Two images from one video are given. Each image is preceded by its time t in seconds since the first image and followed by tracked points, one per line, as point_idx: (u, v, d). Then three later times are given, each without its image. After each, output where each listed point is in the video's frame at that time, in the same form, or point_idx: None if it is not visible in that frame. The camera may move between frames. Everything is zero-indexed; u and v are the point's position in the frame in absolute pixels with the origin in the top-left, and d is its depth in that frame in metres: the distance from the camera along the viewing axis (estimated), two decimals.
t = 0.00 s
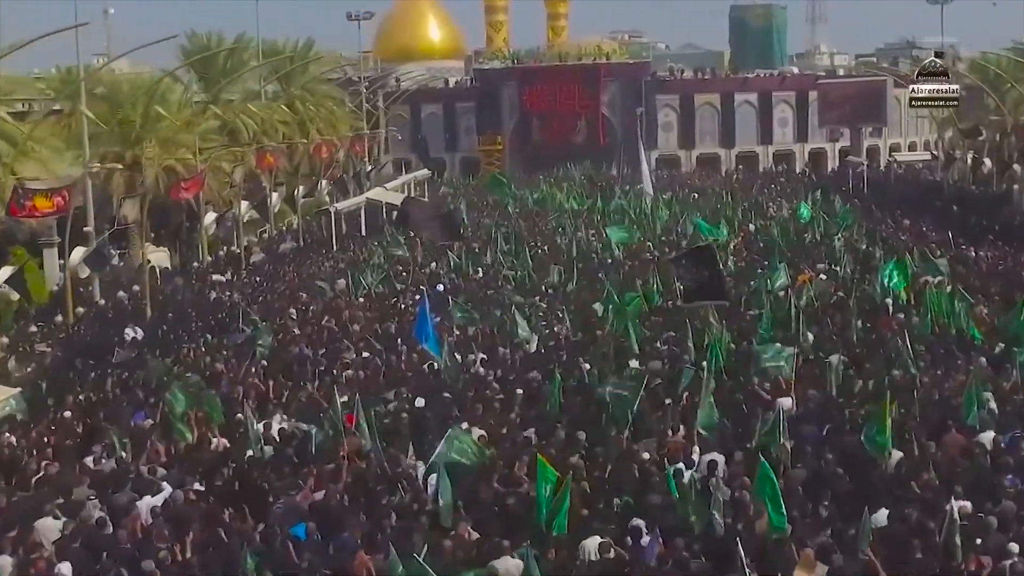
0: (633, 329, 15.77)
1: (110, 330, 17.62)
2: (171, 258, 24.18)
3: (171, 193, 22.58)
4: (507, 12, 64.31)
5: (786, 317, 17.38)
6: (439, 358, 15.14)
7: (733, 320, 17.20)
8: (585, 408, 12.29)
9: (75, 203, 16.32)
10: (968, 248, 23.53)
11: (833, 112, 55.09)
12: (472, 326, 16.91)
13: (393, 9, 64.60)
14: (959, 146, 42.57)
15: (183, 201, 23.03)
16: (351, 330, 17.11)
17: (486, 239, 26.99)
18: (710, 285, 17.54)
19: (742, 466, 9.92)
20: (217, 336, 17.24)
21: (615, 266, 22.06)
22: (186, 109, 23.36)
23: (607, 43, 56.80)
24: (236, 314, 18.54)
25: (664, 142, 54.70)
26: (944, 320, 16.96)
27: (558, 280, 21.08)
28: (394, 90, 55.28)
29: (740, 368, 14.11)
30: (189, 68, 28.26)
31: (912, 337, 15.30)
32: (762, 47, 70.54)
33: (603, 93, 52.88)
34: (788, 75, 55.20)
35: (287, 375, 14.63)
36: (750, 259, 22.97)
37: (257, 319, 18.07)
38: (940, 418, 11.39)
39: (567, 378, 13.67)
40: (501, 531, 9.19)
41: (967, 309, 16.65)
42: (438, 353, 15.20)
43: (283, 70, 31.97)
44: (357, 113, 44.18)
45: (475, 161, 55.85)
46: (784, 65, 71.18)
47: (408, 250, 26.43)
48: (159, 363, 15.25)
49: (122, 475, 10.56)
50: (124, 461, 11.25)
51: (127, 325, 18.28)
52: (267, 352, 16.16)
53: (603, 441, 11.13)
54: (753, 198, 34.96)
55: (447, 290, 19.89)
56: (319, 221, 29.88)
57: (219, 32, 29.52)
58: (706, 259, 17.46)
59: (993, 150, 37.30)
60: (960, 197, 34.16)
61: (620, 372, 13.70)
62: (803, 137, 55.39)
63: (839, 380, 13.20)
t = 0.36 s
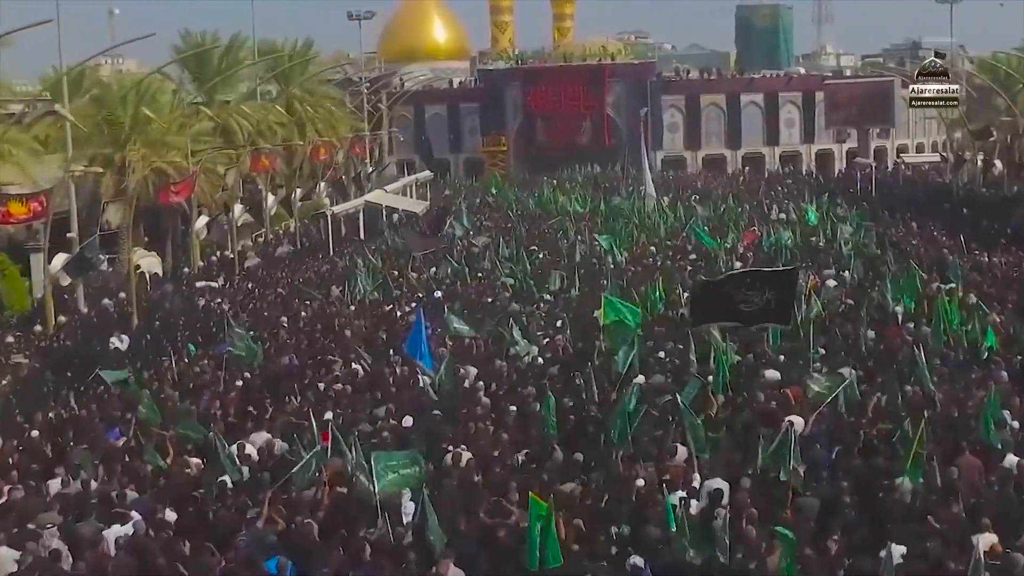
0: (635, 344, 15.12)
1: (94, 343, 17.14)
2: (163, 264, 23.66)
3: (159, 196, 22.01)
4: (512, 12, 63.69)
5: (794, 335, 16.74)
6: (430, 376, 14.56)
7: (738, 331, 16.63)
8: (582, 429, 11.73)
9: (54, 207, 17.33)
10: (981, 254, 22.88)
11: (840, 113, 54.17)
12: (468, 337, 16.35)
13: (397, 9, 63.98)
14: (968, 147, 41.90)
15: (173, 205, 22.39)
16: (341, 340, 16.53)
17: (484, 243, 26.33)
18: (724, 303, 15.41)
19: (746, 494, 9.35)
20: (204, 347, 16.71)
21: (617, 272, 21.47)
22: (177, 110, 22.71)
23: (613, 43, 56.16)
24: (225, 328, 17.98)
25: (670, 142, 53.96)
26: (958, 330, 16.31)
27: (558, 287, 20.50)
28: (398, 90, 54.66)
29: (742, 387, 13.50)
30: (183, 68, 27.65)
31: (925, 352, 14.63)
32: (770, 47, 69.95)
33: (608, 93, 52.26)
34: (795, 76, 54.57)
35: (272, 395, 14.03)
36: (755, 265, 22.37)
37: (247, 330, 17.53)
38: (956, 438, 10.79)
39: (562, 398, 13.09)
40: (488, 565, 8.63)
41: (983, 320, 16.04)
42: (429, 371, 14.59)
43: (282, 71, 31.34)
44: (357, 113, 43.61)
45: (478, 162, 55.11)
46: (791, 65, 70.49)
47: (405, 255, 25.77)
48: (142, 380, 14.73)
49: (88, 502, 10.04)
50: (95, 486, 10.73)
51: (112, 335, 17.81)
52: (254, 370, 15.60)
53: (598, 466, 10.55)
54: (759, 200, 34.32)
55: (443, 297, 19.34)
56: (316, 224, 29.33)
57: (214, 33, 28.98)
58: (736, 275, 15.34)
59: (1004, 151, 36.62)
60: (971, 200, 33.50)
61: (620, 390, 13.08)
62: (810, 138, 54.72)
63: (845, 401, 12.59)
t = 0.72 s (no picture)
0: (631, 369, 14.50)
1: (67, 362, 16.58)
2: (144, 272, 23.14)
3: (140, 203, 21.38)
4: (513, 12, 62.91)
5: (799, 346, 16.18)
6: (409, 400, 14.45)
7: (738, 347, 16.11)
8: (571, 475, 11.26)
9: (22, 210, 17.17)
10: (993, 261, 22.20)
11: (847, 112, 52.51)
12: (459, 359, 15.86)
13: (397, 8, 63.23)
14: (977, 149, 41.12)
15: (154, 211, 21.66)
16: (327, 365, 16.04)
17: (480, 248, 25.58)
18: (805, 325, 15.19)
19: (743, 553, 8.88)
20: (185, 365, 16.22)
21: (615, 278, 20.89)
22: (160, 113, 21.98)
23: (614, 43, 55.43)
24: (205, 347, 17.37)
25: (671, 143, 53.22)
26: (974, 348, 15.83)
27: (554, 297, 19.93)
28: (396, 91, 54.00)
29: (741, 420, 12.87)
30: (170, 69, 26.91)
31: (935, 378, 13.93)
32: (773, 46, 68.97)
33: (609, 94, 51.42)
34: (800, 74, 53.49)
35: (246, 429, 13.44)
36: (758, 271, 21.81)
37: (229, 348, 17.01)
38: (969, 478, 10.26)
39: (551, 435, 12.47)
40: None
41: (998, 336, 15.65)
42: (415, 402, 13.97)
43: (274, 71, 30.65)
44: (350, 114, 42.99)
45: (477, 164, 54.28)
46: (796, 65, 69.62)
47: (398, 261, 25.02)
48: (111, 406, 14.17)
49: (41, 540, 9.62)
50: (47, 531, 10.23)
51: (91, 349, 17.34)
52: (231, 396, 15.00)
53: (583, 517, 9.95)
54: (763, 202, 33.64)
55: (436, 311, 18.78)
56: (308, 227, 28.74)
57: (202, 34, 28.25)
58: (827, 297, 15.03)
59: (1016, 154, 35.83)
60: (981, 204, 32.74)
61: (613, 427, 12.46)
62: (815, 137, 53.76)
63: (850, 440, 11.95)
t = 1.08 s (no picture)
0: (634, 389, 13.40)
1: (32, 378, 15.56)
2: (124, 280, 22.16)
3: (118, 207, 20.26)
4: (521, 9, 61.80)
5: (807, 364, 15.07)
6: (396, 424, 13.35)
7: (749, 363, 15.07)
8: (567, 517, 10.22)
9: None
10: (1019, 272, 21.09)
11: (863, 112, 50.95)
12: (451, 379, 14.86)
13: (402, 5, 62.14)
14: (997, 152, 39.94)
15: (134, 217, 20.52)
16: (310, 384, 15.03)
17: (480, 254, 24.49)
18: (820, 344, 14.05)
19: None
20: (158, 384, 15.20)
21: (619, 288, 19.87)
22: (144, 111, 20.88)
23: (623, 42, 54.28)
24: (182, 358, 16.33)
25: (681, 143, 51.90)
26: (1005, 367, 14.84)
27: (554, 308, 18.90)
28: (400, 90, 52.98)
29: (754, 448, 11.78)
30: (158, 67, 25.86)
31: (964, 405, 12.83)
32: (785, 48, 66.95)
33: (618, 94, 50.46)
34: (813, 74, 52.28)
35: (215, 454, 12.38)
36: (770, 280, 20.76)
37: (206, 362, 15.98)
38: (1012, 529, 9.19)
39: (546, 466, 11.44)
40: None
41: None
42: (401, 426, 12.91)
43: (269, 69, 29.61)
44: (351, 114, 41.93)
45: (482, 165, 53.28)
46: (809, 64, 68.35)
47: (393, 267, 23.94)
48: (71, 427, 13.14)
49: None
50: None
51: (61, 364, 16.33)
52: (203, 417, 13.96)
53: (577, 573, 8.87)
54: (776, 206, 32.53)
55: (429, 323, 17.77)
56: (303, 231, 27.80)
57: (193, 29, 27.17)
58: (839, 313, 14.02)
59: None
60: (1003, 209, 31.59)
61: (611, 459, 11.41)
62: (829, 139, 52.54)
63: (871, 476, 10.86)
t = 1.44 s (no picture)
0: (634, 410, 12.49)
1: None
2: (106, 288, 21.26)
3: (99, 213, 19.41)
4: (525, 7, 60.86)
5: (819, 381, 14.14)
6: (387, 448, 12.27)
7: (759, 378, 14.12)
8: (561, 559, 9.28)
9: None
10: None
11: (873, 113, 50.24)
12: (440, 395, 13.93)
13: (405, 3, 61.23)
14: (1012, 153, 38.91)
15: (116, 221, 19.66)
16: (291, 401, 14.10)
17: (478, 260, 23.56)
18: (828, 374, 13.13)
19: None
20: (130, 400, 14.27)
21: (622, 297, 18.91)
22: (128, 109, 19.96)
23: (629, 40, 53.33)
24: (157, 371, 15.39)
25: (688, 144, 50.73)
26: None
27: (552, 318, 17.97)
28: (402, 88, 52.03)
29: (766, 476, 10.84)
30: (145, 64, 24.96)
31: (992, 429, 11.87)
32: (794, 46, 65.71)
33: (623, 93, 50.02)
34: (823, 73, 51.33)
35: (183, 479, 11.47)
36: (779, 289, 19.80)
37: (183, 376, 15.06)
38: None
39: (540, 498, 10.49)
40: None
41: None
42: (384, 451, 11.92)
43: (262, 67, 28.72)
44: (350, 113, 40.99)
45: (485, 166, 52.20)
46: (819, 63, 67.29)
47: (386, 274, 23.03)
48: (32, 449, 12.22)
49: None
50: None
51: (29, 378, 15.41)
52: (174, 437, 13.04)
53: None
54: (785, 209, 31.54)
55: (420, 335, 16.85)
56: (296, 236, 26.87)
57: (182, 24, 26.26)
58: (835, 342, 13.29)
59: None
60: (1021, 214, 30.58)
61: (607, 497, 10.47)
62: (839, 139, 51.50)
63: (892, 507, 9.94)
